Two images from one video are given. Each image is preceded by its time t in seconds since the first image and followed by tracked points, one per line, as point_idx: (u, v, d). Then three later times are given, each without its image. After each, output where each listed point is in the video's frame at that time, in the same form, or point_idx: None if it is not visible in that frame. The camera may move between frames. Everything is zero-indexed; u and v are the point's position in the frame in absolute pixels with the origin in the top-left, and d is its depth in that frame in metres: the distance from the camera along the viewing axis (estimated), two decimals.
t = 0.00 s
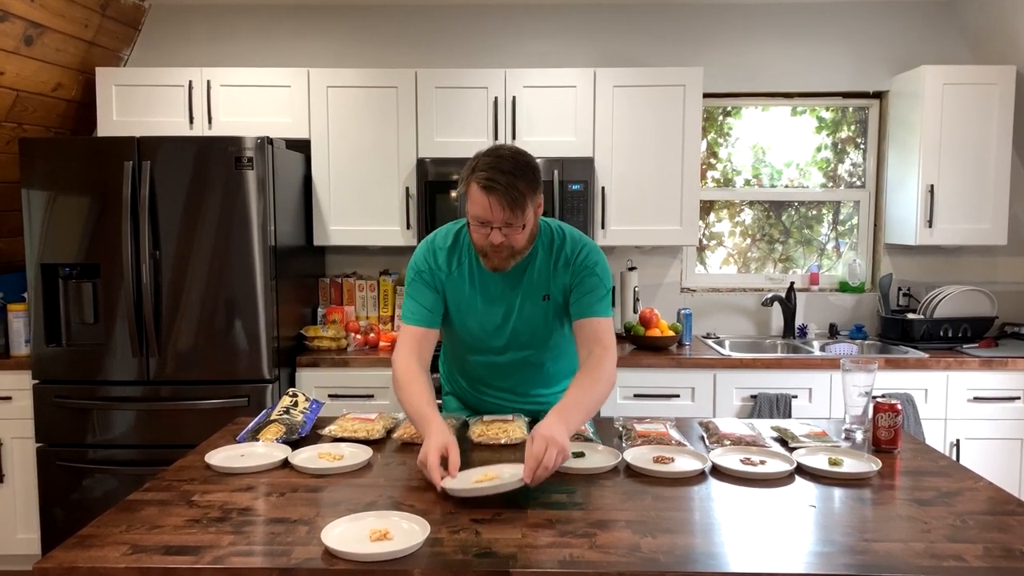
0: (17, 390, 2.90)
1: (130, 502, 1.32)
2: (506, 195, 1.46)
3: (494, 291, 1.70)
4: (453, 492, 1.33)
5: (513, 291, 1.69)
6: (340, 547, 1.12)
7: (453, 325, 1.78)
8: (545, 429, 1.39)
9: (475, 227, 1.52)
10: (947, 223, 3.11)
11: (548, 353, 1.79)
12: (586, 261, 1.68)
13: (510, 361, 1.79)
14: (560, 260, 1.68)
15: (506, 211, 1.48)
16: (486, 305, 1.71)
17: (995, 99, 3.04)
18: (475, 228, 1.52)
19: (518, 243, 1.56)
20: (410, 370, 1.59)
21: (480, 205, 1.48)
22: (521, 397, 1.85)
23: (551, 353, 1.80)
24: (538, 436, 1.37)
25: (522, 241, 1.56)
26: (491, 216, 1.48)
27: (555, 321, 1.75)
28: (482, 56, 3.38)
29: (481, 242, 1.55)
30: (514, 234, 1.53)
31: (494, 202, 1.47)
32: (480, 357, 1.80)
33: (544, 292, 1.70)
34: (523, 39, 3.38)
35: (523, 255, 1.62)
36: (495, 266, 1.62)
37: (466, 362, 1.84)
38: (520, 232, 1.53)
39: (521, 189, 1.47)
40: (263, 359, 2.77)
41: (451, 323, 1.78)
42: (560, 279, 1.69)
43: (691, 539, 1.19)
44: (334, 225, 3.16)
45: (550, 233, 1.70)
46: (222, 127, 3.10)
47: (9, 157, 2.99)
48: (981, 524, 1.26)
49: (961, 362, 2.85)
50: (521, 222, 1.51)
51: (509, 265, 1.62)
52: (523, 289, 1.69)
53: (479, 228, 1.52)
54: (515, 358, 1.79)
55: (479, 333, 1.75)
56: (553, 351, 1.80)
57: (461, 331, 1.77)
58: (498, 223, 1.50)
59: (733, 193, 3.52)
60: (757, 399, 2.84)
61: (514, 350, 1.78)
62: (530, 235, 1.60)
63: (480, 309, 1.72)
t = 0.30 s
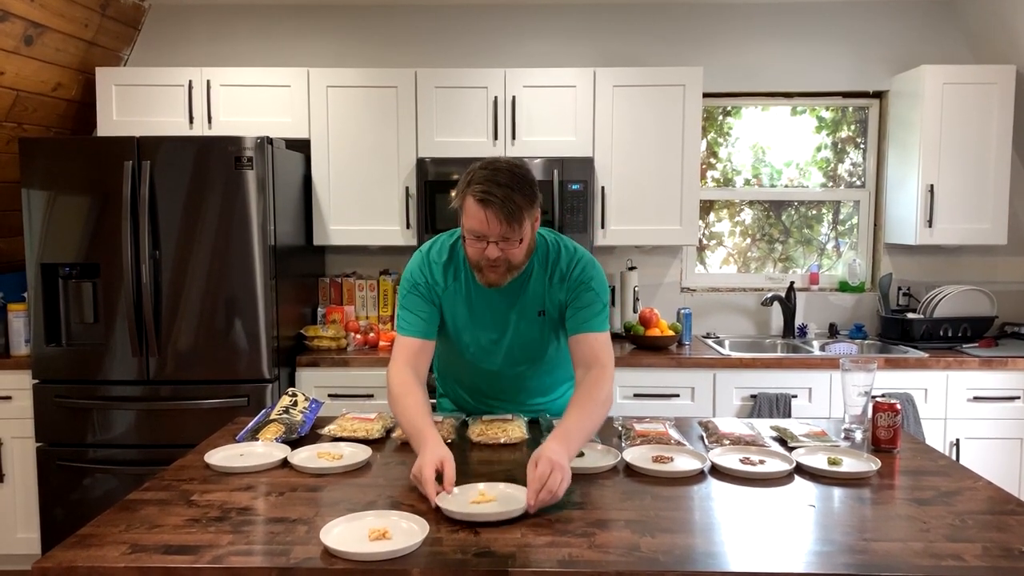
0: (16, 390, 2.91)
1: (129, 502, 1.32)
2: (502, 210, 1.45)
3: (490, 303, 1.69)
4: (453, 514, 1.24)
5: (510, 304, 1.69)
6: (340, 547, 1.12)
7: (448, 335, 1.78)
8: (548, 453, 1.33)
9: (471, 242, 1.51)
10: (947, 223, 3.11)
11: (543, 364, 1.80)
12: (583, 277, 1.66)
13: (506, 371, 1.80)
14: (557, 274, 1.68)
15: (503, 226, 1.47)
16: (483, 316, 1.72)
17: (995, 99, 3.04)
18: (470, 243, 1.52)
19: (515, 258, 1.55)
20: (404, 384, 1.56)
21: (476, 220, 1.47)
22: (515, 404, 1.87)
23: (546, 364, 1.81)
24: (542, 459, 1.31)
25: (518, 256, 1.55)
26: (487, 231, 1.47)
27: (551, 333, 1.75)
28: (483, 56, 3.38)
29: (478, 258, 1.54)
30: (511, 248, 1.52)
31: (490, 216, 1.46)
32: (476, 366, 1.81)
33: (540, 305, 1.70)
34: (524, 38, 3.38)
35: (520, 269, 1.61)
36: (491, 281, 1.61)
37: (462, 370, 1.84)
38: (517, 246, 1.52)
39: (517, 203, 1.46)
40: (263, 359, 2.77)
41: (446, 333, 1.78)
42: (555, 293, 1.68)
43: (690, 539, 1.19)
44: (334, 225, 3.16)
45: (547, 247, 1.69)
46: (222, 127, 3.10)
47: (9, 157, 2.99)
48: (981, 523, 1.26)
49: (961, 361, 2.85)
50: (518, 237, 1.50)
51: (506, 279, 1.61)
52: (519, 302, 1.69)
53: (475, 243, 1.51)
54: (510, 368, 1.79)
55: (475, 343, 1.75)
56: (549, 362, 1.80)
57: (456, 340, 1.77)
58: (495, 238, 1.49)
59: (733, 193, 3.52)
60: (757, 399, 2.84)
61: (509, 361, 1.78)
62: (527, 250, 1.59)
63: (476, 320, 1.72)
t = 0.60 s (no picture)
0: (17, 389, 2.91)
1: (128, 501, 1.32)
2: (502, 213, 1.45)
3: (489, 305, 1.70)
4: (453, 526, 1.21)
5: (508, 308, 1.69)
6: (338, 546, 1.12)
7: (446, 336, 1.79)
8: (545, 462, 1.32)
9: (470, 246, 1.51)
10: (947, 223, 3.11)
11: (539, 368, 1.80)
12: (583, 283, 1.66)
13: (503, 373, 1.81)
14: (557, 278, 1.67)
15: (502, 229, 1.47)
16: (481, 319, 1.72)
17: (995, 99, 3.04)
18: (470, 247, 1.51)
19: (514, 263, 1.55)
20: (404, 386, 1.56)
21: (476, 223, 1.47)
22: (512, 405, 1.87)
23: (544, 367, 1.81)
24: (539, 469, 1.30)
25: (518, 261, 1.55)
26: (487, 234, 1.47)
27: (550, 337, 1.75)
28: (482, 56, 3.38)
29: (477, 262, 1.54)
30: (511, 253, 1.52)
31: (490, 220, 1.46)
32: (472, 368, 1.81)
33: (539, 310, 1.70)
34: (524, 38, 3.38)
35: (519, 275, 1.61)
36: (490, 285, 1.61)
37: (460, 370, 1.84)
38: (516, 251, 1.52)
39: (517, 206, 1.47)
40: (263, 358, 2.77)
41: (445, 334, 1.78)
42: (554, 297, 1.68)
43: (689, 538, 1.19)
44: (334, 225, 3.16)
45: (546, 251, 1.69)
46: (222, 126, 3.10)
47: (8, 157, 2.99)
48: (980, 522, 1.26)
49: (961, 361, 2.85)
50: (517, 241, 1.50)
51: (505, 284, 1.61)
52: (518, 306, 1.69)
53: (475, 247, 1.51)
54: (507, 371, 1.80)
55: (472, 345, 1.76)
56: (548, 366, 1.80)
57: (455, 342, 1.77)
58: (494, 242, 1.49)
59: (733, 192, 3.52)
60: (757, 399, 2.84)
61: (508, 364, 1.78)
62: (526, 255, 1.59)
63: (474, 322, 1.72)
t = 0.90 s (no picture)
0: (18, 389, 2.91)
1: (130, 501, 1.33)
2: (502, 210, 1.45)
3: (490, 304, 1.70)
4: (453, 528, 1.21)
5: (511, 307, 1.69)
6: (340, 546, 1.12)
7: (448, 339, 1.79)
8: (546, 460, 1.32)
9: (470, 243, 1.51)
10: (948, 223, 3.11)
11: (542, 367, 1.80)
12: (584, 282, 1.66)
13: (505, 374, 1.80)
14: (557, 277, 1.68)
15: (502, 226, 1.47)
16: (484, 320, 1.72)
17: (996, 99, 3.04)
18: (470, 244, 1.51)
19: (514, 260, 1.54)
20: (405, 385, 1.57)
21: (476, 219, 1.47)
22: (514, 405, 1.87)
23: (546, 366, 1.81)
24: (540, 469, 1.29)
25: (517, 258, 1.55)
26: (487, 231, 1.47)
27: (551, 337, 1.75)
28: (483, 56, 3.39)
29: (477, 260, 1.54)
30: (511, 250, 1.52)
31: (490, 216, 1.46)
32: (476, 369, 1.81)
33: (541, 309, 1.70)
34: (525, 38, 3.38)
35: (519, 273, 1.61)
36: (491, 283, 1.61)
37: (462, 371, 1.85)
38: (516, 248, 1.52)
39: (517, 203, 1.46)
40: (264, 358, 2.77)
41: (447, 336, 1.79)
42: (556, 295, 1.68)
43: (690, 539, 1.19)
44: (334, 225, 3.16)
45: (547, 251, 1.70)
46: (223, 127, 3.11)
47: (9, 157, 3.00)
48: (981, 523, 1.26)
49: (961, 361, 2.85)
50: (516, 238, 1.50)
51: (505, 282, 1.60)
52: (521, 306, 1.69)
53: (475, 244, 1.51)
54: (510, 371, 1.80)
55: (475, 346, 1.76)
56: (549, 365, 1.81)
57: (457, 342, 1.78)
58: (494, 239, 1.49)
59: (733, 192, 3.52)
60: (758, 399, 2.84)
61: (509, 363, 1.78)
62: (527, 252, 1.58)
63: (478, 323, 1.72)
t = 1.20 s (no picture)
0: (18, 389, 2.91)
1: (130, 499, 1.32)
2: (506, 181, 1.50)
3: (500, 299, 1.69)
4: (455, 527, 1.20)
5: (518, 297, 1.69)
6: (340, 545, 1.12)
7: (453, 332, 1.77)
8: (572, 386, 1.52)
9: (476, 219, 1.55)
10: (949, 222, 3.11)
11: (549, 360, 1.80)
12: (594, 273, 1.69)
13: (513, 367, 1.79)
14: (564, 264, 1.69)
15: (505, 197, 1.51)
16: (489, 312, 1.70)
17: (997, 98, 3.04)
18: (475, 220, 1.55)
19: (521, 236, 1.57)
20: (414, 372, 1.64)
21: (480, 192, 1.51)
22: (521, 400, 1.85)
23: (554, 358, 1.80)
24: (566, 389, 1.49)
25: (524, 235, 1.57)
26: (490, 203, 1.51)
27: (562, 332, 1.76)
28: (484, 55, 3.38)
29: (482, 237, 1.57)
30: (515, 224, 1.55)
31: (493, 188, 1.50)
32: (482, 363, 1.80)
33: (549, 297, 1.70)
34: (525, 37, 3.37)
35: (526, 253, 1.62)
36: (497, 264, 1.61)
37: (470, 368, 1.84)
38: (521, 222, 1.55)
39: (520, 175, 1.51)
40: (265, 357, 2.77)
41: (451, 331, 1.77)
42: (563, 282, 1.69)
43: (691, 538, 1.19)
44: (335, 224, 3.16)
45: (554, 242, 1.71)
46: (223, 126, 3.10)
47: (9, 156, 2.99)
48: (982, 522, 1.26)
49: (962, 361, 2.84)
50: (521, 210, 1.53)
51: (512, 262, 1.61)
52: (527, 294, 1.69)
53: (480, 219, 1.54)
54: (517, 364, 1.79)
55: (481, 339, 1.75)
56: (558, 360, 1.81)
57: (467, 340, 1.76)
58: (497, 211, 1.52)
59: (734, 192, 3.52)
60: (759, 398, 2.84)
61: (519, 358, 1.78)
62: (533, 230, 1.60)
63: (483, 315, 1.71)
